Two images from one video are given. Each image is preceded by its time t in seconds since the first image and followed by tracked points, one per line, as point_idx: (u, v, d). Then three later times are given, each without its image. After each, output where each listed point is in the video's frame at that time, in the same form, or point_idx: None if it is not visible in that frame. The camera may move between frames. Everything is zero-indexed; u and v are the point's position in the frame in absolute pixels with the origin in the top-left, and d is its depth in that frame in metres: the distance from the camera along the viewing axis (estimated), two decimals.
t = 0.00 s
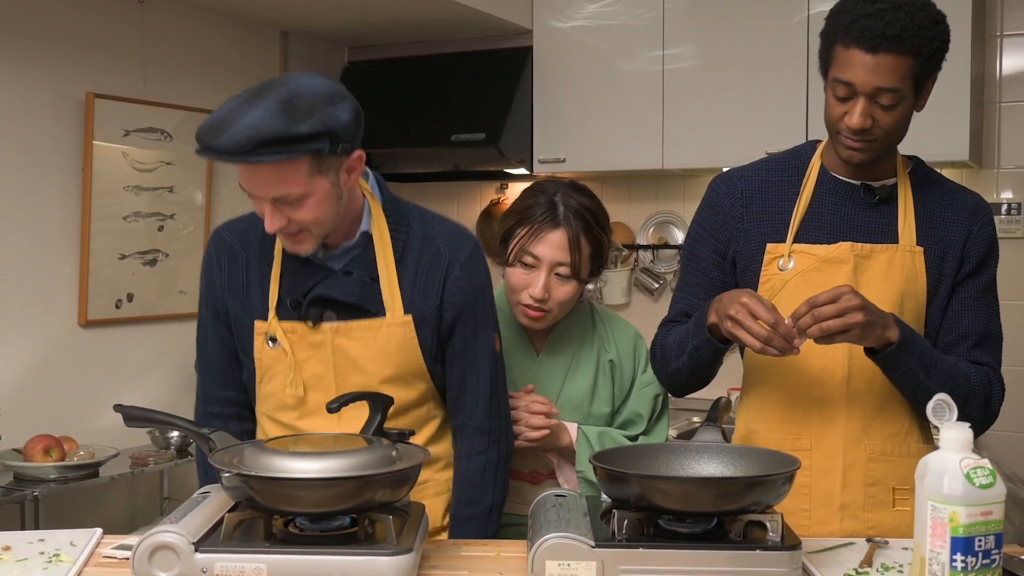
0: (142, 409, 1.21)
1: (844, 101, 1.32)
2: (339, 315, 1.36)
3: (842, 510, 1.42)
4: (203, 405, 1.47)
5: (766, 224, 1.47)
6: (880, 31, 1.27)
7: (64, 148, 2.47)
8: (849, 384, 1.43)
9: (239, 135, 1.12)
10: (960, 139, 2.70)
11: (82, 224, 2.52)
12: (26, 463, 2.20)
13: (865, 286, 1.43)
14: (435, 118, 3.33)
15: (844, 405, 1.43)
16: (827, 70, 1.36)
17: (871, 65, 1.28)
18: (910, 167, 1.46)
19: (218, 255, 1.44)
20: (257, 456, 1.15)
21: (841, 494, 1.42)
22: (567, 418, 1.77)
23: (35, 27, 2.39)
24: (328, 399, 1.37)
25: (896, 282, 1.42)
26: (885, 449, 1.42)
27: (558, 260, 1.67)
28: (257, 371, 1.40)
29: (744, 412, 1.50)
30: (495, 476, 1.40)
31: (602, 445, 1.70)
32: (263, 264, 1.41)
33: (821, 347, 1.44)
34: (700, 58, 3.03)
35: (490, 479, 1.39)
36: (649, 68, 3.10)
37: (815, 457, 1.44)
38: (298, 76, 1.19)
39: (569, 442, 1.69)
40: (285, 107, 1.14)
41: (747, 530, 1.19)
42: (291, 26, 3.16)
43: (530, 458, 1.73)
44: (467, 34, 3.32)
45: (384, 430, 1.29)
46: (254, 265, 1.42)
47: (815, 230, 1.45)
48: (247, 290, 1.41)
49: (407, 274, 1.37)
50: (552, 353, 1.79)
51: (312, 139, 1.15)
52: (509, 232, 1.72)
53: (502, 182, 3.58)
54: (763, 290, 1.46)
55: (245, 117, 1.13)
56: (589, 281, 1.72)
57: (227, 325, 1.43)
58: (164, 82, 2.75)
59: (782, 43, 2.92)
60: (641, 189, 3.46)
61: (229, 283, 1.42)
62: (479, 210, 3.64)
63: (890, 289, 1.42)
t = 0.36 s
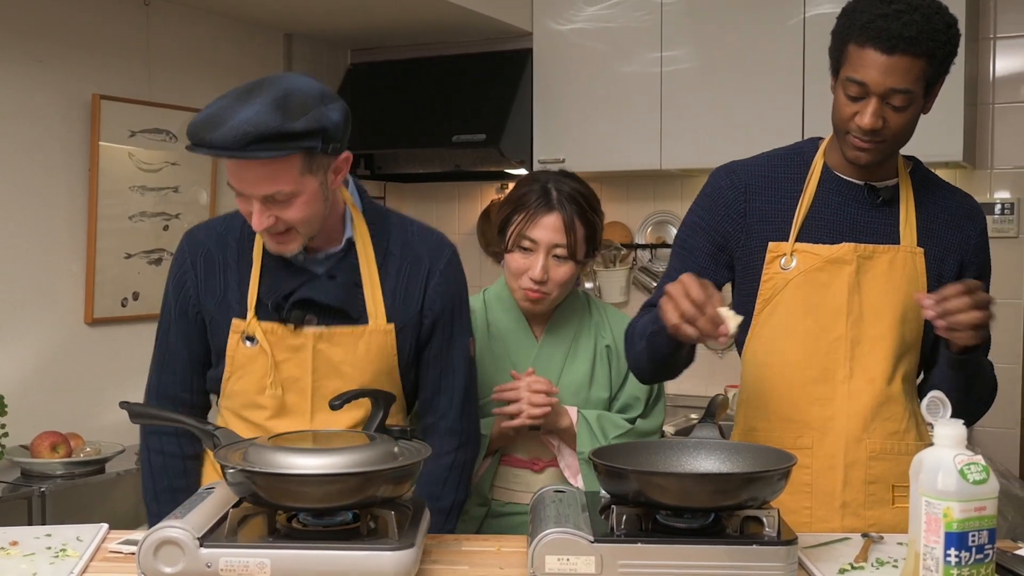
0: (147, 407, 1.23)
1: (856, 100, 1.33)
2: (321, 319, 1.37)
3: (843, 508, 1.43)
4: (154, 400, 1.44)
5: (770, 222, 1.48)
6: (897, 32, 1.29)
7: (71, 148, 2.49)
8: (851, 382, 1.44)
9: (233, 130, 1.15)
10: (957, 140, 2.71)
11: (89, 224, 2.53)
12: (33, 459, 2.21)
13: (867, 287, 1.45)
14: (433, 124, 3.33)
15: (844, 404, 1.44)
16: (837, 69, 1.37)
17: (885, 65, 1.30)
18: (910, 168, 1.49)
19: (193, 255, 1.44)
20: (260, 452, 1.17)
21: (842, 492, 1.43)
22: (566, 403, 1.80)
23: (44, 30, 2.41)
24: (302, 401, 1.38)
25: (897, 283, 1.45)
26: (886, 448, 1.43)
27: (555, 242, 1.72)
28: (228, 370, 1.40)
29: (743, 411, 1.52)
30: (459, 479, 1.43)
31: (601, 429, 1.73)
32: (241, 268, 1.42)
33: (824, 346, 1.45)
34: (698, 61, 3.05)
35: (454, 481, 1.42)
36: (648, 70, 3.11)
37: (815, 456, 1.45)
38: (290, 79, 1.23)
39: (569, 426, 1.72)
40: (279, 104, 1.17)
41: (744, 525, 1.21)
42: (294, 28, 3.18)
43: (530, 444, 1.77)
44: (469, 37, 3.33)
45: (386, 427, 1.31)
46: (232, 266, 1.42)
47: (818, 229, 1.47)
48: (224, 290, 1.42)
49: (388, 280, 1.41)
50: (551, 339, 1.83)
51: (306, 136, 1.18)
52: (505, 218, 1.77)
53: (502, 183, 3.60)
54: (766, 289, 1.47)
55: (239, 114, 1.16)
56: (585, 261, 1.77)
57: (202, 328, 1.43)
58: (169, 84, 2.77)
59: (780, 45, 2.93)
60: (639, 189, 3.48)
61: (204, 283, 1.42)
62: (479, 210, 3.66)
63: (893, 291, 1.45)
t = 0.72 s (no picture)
0: (154, 403, 1.24)
1: (869, 101, 1.35)
2: (338, 295, 1.40)
3: (842, 505, 1.45)
4: (180, 388, 1.44)
5: (776, 219, 1.50)
6: (913, 36, 1.31)
7: (77, 149, 2.51)
8: (852, 381, 1.46)
9: (289, 97, 1.17)
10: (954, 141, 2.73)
11: (95, 223, 2.55)
12: (40, 456, 2.23)
13: (870, 287, 1.46)
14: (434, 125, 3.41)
15: (844, 402, 1.45)
16: (851, 71, 1.39)
17: (899, 69, 1.31)
18: (914, 170, 1.51)
19: (208, 239, 1.44)
20: (264, 448, 1.18)
21: (841, 489, 1.45)
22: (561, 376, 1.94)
23: (51, 32, 2.43)
24: (322, 379, 1.40)
25: (900, 282, 1.47)
26: (883, 445, 1.45)
27: (541, 211, 1.90)
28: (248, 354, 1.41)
29: (741, 406, 1.53)
30: (486, 455, 1.46)
31: (592, 398, 1.85)
32: (258, 250, 1.43)
33: (826, 346, 1.46)
34: (696, 63, 3.06)
35: (481, 457, 1.44)
36: (646, 72, 3.13)
37: (815, 453, 1.46)
38: (338, 56, 1.26)
39: (560, 393, 1.86)
40: (332, 76, 1.20)
41: (741, 520, 1.23)
42: (296, 30, 3.20)
43: (526, 425, 1.89)
44: (470, 39, 3.35)
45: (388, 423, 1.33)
46: (249, 248, 1.43)
47: (824, 228, 1.48)
48: (241, 271, 1.42)
49: (404, 254, 1.43)
50: (545, 318, 1.98)
51: (355, 111, 1.22)
52: (492, 201, 1.95)
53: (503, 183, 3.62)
54: (769, 287, 1.48)
55: (294, 81, 1.18)
56: (571, 230, 1.94)
57: (219, 311, 1.44)
58: (174, 86, 2.79)
59: (778, 47, 2.95)
60: (638, 189, 3.50)
61: (221, 264, 1.43)
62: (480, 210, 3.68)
63: (897, 292, 1.46)
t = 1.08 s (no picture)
0: (159, 400, 1.26)
1: (869, 104, 1.36)
2: (352, 289, 1.41)
3: (835, 499, 1.46)
4: (205, 384, 1.50)
5: (774, 219, 1.52)
6: (912, 41, 1.32)
7: (84, 149, 2.52)
8: (846, 378, 1.47)
9: (289, 97, 1.19)
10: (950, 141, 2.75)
11: (101, 223, 2.57)
12: (47, 451, 2.25)
13: (867, 286, 1.48)
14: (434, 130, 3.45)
15: (840, 398, 1.47)
16: (852, 74, 1.40)
17: (898, 74, 1.32)
18: (912, 172, 1.52)
19: (229, 233, 1.47)
20: (268, 445, 1.20)
21: (835, 484, 1.46)
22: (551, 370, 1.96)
23: (58, 34, 2.44)
24: (337, 373, 1.40)
25: (897, 282, 1.48)
26: (876, 442, 1.47)
27: (528, 211, 1.92)
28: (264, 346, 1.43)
29: (740, 401, 1.55)
30: (497, 448, 1.48)
31: (580, 390, 1.87)
32: (276, 243, 1.46)
33: (822, 344, 1.47)
34: (693, 66, 3.08)
35: (494, 448, 1.47)
36: (644, 74, 3.15)
37: (810, 448, 1.48)
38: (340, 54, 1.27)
39: (545, 384, 1.88)
40: (333, 76, 1.22)
41: (738, 515, 1.25)
42: (299, 32, 3.22)
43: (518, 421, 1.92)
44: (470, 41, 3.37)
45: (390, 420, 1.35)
46: (267, 241, 1.46)
47: (822, 229, 1.50)
48: (259, 266, 1.45)
49: (418, 253, 1.44)
50: (536, 313, 2.00)
51: (356, 110, 1.24)
52: (478, 204, 1.96)
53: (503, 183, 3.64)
54: (768, 286, 1.50)
55: (294, 82, 1.20)
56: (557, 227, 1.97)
57: (237, 305, 1.46)
58: (178, 87, 2.81)
59: (775, 49, 2.96)
60: (635, 189, 3.53)
61: (239, 261, 1.45)
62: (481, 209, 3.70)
63: (893, 292, 1.48)
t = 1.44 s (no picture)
0: (163, 398, 1.28)
1: (864, 102, 1.38)
2: (323, 313, 1.43)
3: (834, 489, 1.49)
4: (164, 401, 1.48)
5: (775, 205, 1.53)
6: (905, 40, 1.33)
7: (90, 150, 2.54)
8: (844, 370, 1.50)
9: (246, 113, 1.19)
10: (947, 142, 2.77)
11: (107, 223, 2.59)
12: (54, 448, 2.27)
13: (863, 279, 1.50)
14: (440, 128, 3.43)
15: (840, 390, 1.49)
16: (847, 73, 1.42)
17: (892, 71, 1.34)
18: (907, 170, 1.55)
19: (198, 253, 1.48)
20: (272, 441, 1.22)
21: (833, 475, 1.49)
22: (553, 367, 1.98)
23: (64, 37, 2.46)
24: (305, 394, 1.43)
25: (891, 275, 1.50)
26: (874, 433, 1.49)
27: (518, 215, 1.92)
28: (231, 365, 1.45)
29: (736, 393, 1.59)
30: (446, 469, 1.49)
31: (583, 388, 1.90)
32: (246, 265, 1.47)
33: (819, 335, 1.50)
34: (690, 67, 3.10)
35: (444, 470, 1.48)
36: (642, 76, 3.17)
37: (810, 439, 1.50)
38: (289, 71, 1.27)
39: (549, 382, 1.88)
40: (286, 86, 1.22)
41: (734, 511, 1.27)
42: (302, 35, 3.24)
43: (523, 420, 1.92)
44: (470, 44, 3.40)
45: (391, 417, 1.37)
46: (238, 264, 1.47)
47: (820, 220, 1.51)
48: (228, 288, 1.45)
49: (387, 275, 1.46)
50: (535, 312, 2.02)
51: (312, 116, 1.24)
52: (469, 209, 1.97)
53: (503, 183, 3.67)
54: (764, 277, 1.52)
55: (248, 99, 1.20)
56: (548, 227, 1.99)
57: (206, 325, 1.47)
58: (183, 89, 2.83)
59: (771, 51, 2.98)
60: (633, 190, 3.55)
61: (209, 281, 1.46)
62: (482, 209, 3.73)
63: (887, 285, 1.50)
